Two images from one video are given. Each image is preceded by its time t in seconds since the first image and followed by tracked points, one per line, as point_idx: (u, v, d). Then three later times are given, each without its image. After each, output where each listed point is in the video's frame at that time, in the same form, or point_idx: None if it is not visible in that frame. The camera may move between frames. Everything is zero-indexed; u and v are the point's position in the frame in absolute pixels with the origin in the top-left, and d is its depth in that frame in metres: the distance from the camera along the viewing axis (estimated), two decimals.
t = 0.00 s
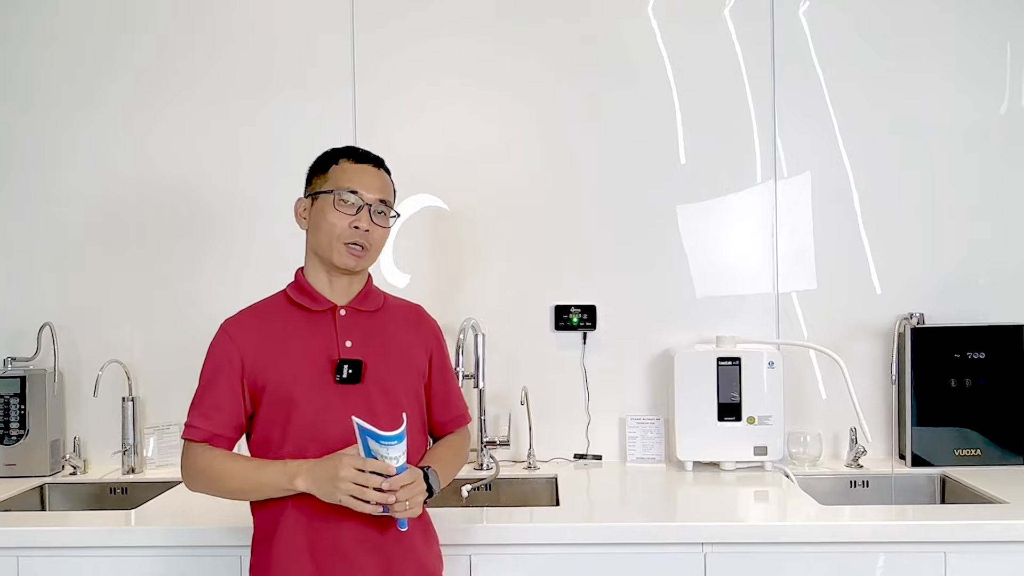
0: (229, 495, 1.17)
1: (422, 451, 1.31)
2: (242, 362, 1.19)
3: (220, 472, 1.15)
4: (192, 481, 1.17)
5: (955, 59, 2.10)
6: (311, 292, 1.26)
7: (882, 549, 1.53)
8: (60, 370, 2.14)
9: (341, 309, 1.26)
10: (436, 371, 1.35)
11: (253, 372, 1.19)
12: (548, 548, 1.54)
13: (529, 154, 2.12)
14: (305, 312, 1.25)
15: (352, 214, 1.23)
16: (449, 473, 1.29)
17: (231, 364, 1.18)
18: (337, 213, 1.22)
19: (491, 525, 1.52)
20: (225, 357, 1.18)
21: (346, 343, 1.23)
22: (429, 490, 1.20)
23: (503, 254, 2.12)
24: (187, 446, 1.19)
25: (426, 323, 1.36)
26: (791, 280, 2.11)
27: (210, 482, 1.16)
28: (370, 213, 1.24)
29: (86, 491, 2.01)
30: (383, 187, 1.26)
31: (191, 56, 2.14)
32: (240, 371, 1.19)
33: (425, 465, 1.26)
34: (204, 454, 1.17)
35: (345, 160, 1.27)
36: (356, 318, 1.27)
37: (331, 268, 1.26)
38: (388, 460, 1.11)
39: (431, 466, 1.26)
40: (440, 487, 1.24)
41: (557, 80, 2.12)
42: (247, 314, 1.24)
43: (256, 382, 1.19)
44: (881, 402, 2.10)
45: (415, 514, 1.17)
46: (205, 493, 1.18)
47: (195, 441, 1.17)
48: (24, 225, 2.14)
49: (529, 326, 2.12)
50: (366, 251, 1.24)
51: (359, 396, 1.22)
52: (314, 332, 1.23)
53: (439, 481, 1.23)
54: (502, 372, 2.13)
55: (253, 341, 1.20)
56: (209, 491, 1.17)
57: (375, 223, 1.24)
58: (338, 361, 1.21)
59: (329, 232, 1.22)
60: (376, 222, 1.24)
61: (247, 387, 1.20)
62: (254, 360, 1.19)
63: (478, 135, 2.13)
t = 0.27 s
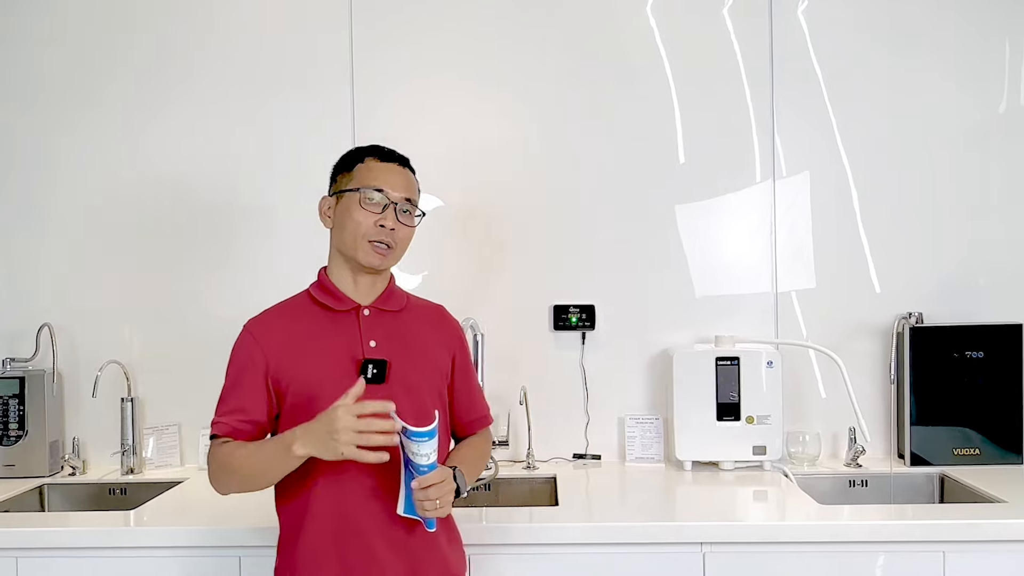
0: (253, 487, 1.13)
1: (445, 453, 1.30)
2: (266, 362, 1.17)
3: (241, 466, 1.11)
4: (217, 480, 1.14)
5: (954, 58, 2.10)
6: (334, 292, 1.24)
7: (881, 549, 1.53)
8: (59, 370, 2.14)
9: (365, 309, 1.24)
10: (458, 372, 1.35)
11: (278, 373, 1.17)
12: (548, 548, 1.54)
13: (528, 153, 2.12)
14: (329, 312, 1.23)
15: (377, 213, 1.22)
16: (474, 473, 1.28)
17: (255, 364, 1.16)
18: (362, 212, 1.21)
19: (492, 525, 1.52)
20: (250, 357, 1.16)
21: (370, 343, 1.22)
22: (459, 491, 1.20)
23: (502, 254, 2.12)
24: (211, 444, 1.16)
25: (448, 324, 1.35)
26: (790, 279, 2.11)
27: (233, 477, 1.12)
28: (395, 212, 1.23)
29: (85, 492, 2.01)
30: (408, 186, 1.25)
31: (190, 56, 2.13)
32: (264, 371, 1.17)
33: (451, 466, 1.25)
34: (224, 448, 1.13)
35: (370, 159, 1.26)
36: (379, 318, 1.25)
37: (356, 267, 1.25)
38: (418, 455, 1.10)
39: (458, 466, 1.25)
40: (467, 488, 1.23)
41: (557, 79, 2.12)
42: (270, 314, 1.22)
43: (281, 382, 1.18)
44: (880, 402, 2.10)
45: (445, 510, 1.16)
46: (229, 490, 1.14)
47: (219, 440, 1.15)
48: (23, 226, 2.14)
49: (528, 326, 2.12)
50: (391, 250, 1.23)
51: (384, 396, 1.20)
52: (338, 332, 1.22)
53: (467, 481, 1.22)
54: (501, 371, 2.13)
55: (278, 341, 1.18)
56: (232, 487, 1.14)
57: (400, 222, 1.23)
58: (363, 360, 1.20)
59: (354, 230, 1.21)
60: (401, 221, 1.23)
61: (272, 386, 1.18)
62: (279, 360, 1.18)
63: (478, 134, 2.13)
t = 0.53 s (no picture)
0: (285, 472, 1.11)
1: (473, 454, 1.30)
2: (297, 358, 1.18)
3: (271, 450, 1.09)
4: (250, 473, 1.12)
5: (953, 57, 2.10)
6: (364, 292, 1.24)
7: (880, 548, 1.53)
8: (59, 370, 2.13)
9: (394, 309, 1.24)
10: (488, 375, 1.34)
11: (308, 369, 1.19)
12: (549, 548, 1.54)
13: (528, 153, 2.12)
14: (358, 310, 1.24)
15: (403, 214, 1.20)
16: (502, 475, 1.27)
17: (286, 358, 1.18)
18: (388, 215, 1.20)
19: (493, 525, 1.52)
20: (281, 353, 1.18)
21: (400, 342, 1.22)
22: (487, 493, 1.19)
23: (502, 253, 2.12)
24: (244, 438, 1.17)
25: (478, 326, 1.34)
26: (790, 279, 2.11)
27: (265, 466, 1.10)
28: (421, 213, 1.21)
29: (85, 492, 2.01)
30: (434, 186, 1.24)
31: (190, 56, 2.13)
32: (295, 366, 1.18)
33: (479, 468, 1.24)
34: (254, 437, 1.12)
35: (395, 160, 1.25)
36: (408, 319, 1.25)
37: (383, 269, 1.24)
38: (445, 454, 1.10)
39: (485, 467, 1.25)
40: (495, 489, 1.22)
41: (556, 79, 2.12)
42: (301, 311, 1.24)
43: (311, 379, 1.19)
44: (879, 401, 2.10)
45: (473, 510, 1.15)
46: (261, 482, 1.12)
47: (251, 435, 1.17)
48: (22, 226, 2.14)
49: (528, 325, 2.12)
50: (419, 251, 1.22)
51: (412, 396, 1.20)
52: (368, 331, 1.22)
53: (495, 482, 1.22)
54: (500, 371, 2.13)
55: (308, 337, 1.20)
56: (264, 477, 1.12)
57: (426, 223, 1.22)
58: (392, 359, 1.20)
59: (380, 234, 1.20)
60: (427, 222, 1.22)
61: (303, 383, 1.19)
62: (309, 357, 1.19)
63: (478, 134, 2.13)
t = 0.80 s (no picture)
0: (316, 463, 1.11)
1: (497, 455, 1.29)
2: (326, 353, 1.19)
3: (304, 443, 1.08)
4: (282, 468, 1.12)
5: (953, 55, 2.10)
6: (395, 289, 1.25)
7: (881, 547, 1.53)
8: (59, 370, 2.14)
9: (424, 307, 1.24)
10: (514, 377, 1.34)
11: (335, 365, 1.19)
12: (550, 547, 1.54)
13: (528, 152, 2.12)
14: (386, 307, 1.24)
15: (428, 215, 1.20)
16: (525, 477, 1.28)
17: (315, 353, 1.18)
18: (412, 216, 1.20)
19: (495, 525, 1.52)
20: (310, 347, 1.18)
21: (428, 342, 1.23)
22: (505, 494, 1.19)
23: (502, 253, 2.12)
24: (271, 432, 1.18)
25: (505, 327, 1.34)
26: (790, 278, 2.11)
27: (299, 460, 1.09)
28: (445, 212, 1.21)
29: (85, 492, 2.01)
30: (459, 184, 1.23)
31: (191, 56, 2.13)
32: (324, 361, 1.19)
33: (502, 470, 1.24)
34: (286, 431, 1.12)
35: (419, 159, 1.24)
36: (438, 318, 1.25)
37: (411, 269, 1.25)
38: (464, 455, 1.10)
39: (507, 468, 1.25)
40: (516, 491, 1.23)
41: (557, 79, 2.12)
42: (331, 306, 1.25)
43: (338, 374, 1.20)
44: (880, 400, 2.10)
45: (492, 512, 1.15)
46: (293, 475, 1.12)
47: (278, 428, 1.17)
48: (22, 226, 2.14)
49: (528, 324, 2.12)
50: (446, 250, 1.22)
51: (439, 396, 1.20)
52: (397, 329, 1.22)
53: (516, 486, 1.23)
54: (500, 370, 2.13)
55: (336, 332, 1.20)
56: (297, 471, 1.11)
57: (452, 222, 1.22)
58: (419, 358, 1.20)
59: (407, 235, 1.21)
60: (452, 221, 1.22)
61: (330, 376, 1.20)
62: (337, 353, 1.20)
63: (479, 133, 2.13)
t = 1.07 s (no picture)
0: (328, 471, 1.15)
1: (514, 456, 1.29)
2: (348, 349, 1.20)
3: (321, 447, 1.14)
4: (290, 457, 1.18)
5: (952, 53, 2.10)
6: (423, 288, 1.25)
7: (882, 547, 1.53)
8: (59, 371, 2.14)
9: (448, 308, 1.24)
10: (536, 382, 1.32)
11: (357, 362, 1.20)
12: (550, 547, 1.54)
13: (529, 152, 2.12)
14: (410, 306, 1.24)
15: (439, 215, 1.21)
16: (539, 481, 1.27)
17: (337, 348, 1.19)
18: (425, 218, 1.21)
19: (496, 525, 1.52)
20: (334, 342, 1.19)
21: (450, 342, 1.22)
22: (515, 495, 1.19)
23: (503, 253, 2.12)
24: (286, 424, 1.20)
25: (531, 332, 1.33)
26: (790, 277, 2.11)
27: (310, 460, 1.15)
28: (456, 210, 1.21)
29: (85, 493, 2.01)
30: (468, 178, 1.22)
31: (191, 57, 2.13)
32: (346, 356, 1.19)
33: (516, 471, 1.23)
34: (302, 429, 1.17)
35: (425, 160, 1.24)
36: (460, 319, 1.24)
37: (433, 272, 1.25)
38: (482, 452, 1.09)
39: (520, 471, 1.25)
40: (526, 494, 1.23)
41: (557, 79, 2.12)
42: (357, 301, 1.25)
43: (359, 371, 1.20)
44: (880, 400, 2.10)
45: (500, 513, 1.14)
46: (300, 468, 1.18)
47: (297, 421, 1.18)
48: (22, 227, 2.14)
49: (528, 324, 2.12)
50: (464, 248, 1.22)
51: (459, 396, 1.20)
52: (420, 327, 1.22)
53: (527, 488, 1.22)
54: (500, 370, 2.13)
55: (360, 329, 1.21)
56: (306, 467, 1.17)
57: (465, 219, 1.21)
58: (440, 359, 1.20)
59: (423, 238, 1.22)
60: (465, 217, 1.21)
61: (350, 372, 1.20)
62: (360, 349, 1.20)
63: (479, 133, 2.13)
